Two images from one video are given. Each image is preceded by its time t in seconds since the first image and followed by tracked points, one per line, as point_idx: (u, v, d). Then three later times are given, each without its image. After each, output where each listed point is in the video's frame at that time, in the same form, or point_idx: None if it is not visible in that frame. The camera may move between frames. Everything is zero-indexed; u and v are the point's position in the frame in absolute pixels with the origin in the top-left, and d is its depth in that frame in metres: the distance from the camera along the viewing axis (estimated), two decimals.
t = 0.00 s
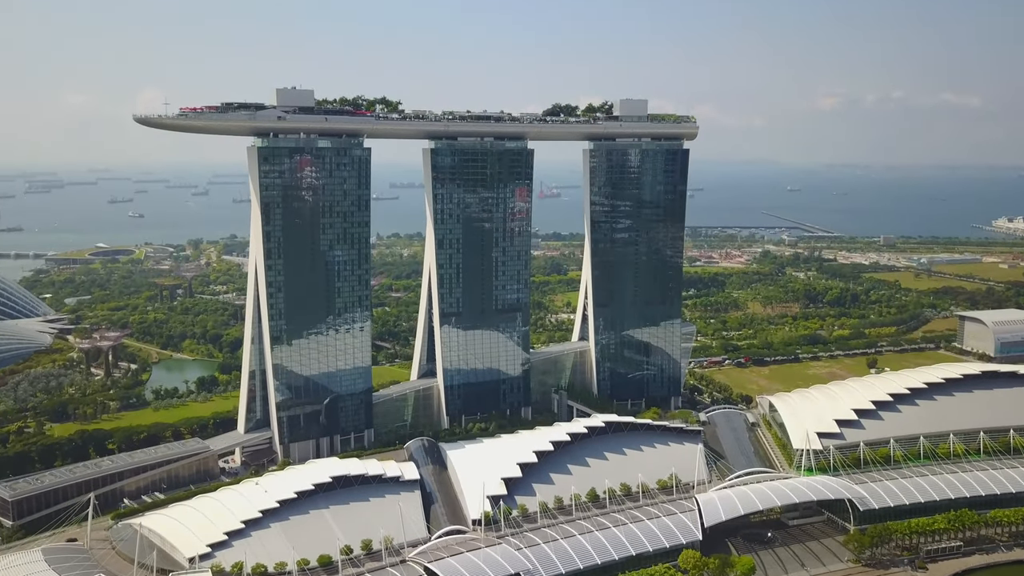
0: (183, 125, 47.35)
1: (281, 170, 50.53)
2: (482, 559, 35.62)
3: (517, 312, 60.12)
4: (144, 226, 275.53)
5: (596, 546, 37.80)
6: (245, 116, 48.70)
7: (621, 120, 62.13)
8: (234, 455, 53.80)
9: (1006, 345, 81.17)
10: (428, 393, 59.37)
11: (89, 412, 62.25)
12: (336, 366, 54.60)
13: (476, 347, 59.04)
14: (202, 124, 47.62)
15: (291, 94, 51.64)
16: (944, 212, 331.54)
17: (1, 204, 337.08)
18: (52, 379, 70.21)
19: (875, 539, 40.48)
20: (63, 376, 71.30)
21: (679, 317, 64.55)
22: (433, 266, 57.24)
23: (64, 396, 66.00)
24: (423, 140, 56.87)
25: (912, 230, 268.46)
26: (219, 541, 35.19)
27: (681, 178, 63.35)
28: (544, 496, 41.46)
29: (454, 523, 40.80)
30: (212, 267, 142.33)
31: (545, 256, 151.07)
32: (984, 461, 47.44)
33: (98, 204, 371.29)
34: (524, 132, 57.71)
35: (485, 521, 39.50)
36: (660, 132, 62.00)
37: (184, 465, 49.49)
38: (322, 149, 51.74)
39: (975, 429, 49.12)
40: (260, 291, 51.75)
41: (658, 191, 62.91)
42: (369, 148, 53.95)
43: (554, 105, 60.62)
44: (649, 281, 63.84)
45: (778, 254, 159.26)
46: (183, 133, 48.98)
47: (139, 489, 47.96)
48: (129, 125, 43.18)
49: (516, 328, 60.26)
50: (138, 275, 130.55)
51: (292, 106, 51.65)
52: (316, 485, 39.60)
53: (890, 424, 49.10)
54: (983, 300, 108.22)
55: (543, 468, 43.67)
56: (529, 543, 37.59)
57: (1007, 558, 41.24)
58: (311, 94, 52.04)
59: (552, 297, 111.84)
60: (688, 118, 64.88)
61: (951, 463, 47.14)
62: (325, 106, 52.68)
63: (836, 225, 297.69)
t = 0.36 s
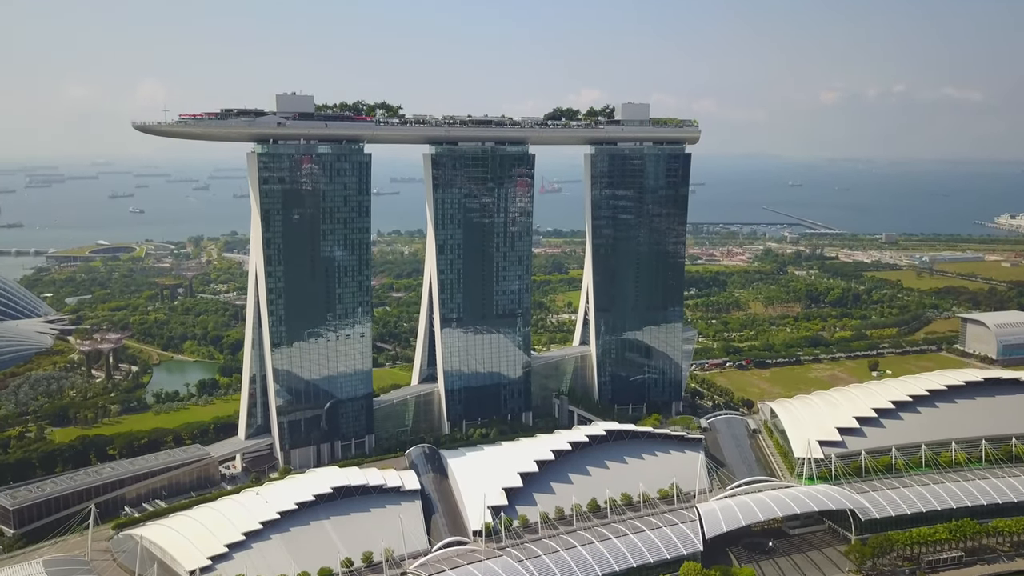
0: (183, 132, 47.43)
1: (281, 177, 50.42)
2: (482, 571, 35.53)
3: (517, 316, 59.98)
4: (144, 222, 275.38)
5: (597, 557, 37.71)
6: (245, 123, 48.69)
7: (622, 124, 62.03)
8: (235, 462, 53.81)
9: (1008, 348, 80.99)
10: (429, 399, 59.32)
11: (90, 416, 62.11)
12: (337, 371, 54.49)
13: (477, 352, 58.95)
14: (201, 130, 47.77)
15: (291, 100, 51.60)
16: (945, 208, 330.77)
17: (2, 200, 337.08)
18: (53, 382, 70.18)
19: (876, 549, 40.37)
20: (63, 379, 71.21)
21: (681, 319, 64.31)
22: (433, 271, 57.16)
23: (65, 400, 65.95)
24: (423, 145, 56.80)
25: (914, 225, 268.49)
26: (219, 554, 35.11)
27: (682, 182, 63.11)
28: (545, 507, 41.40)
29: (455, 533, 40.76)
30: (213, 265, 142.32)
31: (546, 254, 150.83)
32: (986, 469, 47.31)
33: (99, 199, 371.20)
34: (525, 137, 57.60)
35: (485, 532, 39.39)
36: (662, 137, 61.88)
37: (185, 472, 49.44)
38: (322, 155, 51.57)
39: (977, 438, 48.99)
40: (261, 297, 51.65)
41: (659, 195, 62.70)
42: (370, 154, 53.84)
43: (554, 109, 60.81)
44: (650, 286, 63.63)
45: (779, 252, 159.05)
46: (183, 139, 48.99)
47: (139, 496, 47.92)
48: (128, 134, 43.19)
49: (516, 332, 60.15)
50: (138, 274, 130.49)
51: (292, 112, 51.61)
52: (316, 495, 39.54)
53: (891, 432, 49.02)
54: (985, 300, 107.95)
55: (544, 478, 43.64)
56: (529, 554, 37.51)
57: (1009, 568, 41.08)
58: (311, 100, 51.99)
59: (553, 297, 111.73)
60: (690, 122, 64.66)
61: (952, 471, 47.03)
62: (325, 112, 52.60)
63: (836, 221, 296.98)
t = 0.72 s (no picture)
0: (181, 136, 47.05)
1: (280, 181, 49.96)
2: None
3: (518, 320, 59.55)
4: (145, 217, 274.77)
5: (599, 568, 37.29)
6: (244, 127, 48.32)
7: (625, 125, 61.60)
8: (234, 467, 53.50)
9: (1012, 348, 80.50)
10: (429, 403, 58.99)
11: (89, 419, 61.73)
12: (336, 376, 54.12)
13: (478, 356, 58.57)
14: (199, 134, 47.38)
15: (291, 104, 51.24)
16: (948, 202, 329.46)
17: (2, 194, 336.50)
18: (52, 384, 69.80)
19: (881, 559, 39.98)
20: (62, 381, 70.85)
21: (683, 320, 63.81)
22: (433, 274, 56.74)
23: (63, 402, 65.59)
24: (424, 147, 56.32)
25: (916, 219, 267.26)
26: (218, 567, 34.77)
27: (684, 185, 62.63)
28: (547, 517, 41.05)
29: (456, 543, 40.39)
30: (213, 261, 141.75)
31: (547, 251, 150.20)
32: (991, 476, 46.92)
33: (100, 193, 370.56)
34: (527, 139, 57.14)
35: (486, 544, 39.05)
36: (664, 138, 61.43)
37: (185, 478, 49.12)
38: (321, 159, 51.12)
39: (982, 444, 48.59)
40: (260, 302, 51.26)
41: (662, 198, 62.22)
42: (370, 157, 53.35)
43: (556, 111, 60.43)
44: (652, 288, 63.17)
45: (781, 249, 158.46)
46: (182, 143, 48.63)
47: (138, 503, 47.60)
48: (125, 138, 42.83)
49: (517, 335, 59.74)
50: (138, 271, 130.03)
51: (291, 115, 51.21)
52: (315, 505, 39.23)
53: (895, 438, 48.65)
54: (989, 299, 107.34)
55: (545, 487, 43.30)
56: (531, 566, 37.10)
57: None
58: (311, 103, 51.62)
59: (554, 295, 111.27)
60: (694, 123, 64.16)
61: (957, 478, 46.64)
62: (325, 116, 52.22)
63: (838, 215, 295.98)
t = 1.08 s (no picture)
0: (176, 139, 46.31)
1: (277, 184, 49.14)
2: None
3: (519, 322, 58.74)
4: (145, 209, 273.75)
5: None
6: (240, 130, 47.54)
7: (628, 126, 60.74)
8: (232, 474, 52.87)
9: (1019, 348, 79.66)
10: (430, 407, 58.30)
11: (86, 423, 61.08)
12: (335, 381, 53.39)
13: (478, 359, 57.82)
14: (194, 138, 46.63)
15: (289, 106, 50.48)
16: (951, 193, 327.91)
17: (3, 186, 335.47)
18: (49, 386, 69.14)
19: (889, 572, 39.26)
20: (59, 383, 70.19)
21: (687, 322, 62.97)
22: (433, 276, 55.99)
23: (59, 405, 64.93)
24: (424, 149, 55.51)
25: (919, 212, 265.72)
26: None
27: (689, 185, 61.58)
28: (549, 529, 40.35)
29: (456, 557, 39.77)
30: (213, 257, 140.93)
31: (549, 246, 149.26)
32: (1000, 484, 46.16)
33: (100, 185, 369.47)
34: (528, 140, 56.26)
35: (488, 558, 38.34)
36: (667, 139, 60.53)
37: (181, 486, 48.47)
38: (320, 161, 50.24)
39: (991, 452, 47.81)
40: (257, 306, 50.52)
41: (666, 198, 61.21)
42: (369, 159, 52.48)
43: (558, 111, 59.63)
44: (656, 291, 62.28)
45: (784, 243, 157.46)
46: (177, 147, 47.90)
47: (134, 512, 46.96)
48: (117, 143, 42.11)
49: (518, 338, 58.94)
50: (138, 267, 129.21)
51: (288, 117, 50.44)
52: (313, 518, 38.57)
53: (902, 446, 47.92)
54: (995, 295, 106.37)
55: (547, 498, 42.62)
56: None
57: None
58: (308, 106, 50.84)
59: (556, 292, 110.47)
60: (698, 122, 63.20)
61: (966, 487, 45.90)
62: (323, 119, 51.48)
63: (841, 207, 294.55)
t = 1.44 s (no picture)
0: (169, 141, 45.41)
1: (273, 185, 48.15)
2: None
3: (520, 324, 57.81)
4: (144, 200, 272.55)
5: None
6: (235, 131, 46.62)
7: (631, 124, 59.74)
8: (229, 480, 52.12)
9: None
10: (430, 410, 57.47)
11: (81, 426, 60.29)
12: (333, 385, 52.56)
13: (479, 361, 56.91)
14: (188, 140, 45.71)
15: (285, 107, 49.53)
16: (954, 184, 326.15)
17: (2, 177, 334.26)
18: (45, 387, 68.33)
19: None
20: (55, 383, 69.38)
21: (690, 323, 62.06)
22: (433, 278, 55.02)
23: (55, 407, 64.08)
24: (424, 149, 54.49)
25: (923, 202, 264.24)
26: None
27: (692, 184, 60.58)
28: (551, 542, 39.53)
29: (456, 570, 39.06)
30: (213, 250, 139.98)
31: (550, 239, 148.22)
32: (1010, 492, 45.32)
33: (100, 176, 368.28)
34: (529, 139, 55.23)
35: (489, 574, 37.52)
36: (671, 138, 59.55)
37: (177, 494, 47.75)
38: (316, 163, 49.25)
39: (1001, 459, 46.93)
40: (254, 310, 49.62)
41: (668, 198, 60.21)
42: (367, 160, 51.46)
43: (560, 110, 58.64)
44: (659, 293, 61.31)
45: (788, 236, 156.44)
46: (171, 149, 46.98)
47: (129, 520, 46.24)
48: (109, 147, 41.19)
49: (519, 339, 58.02)
50: (136, 261, 128.36)
51: (284, 118, 49.48)
52: (310, 531, 37.81)
53: (911, 453, 47.06)
54: (1001, 291, 105.36)
55: (549, 509, 41.80)
56: None
57: None
58: (305, 106, 49.87)
59: (558, 287, 109.56)
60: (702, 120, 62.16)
61: (975, 495, 45.08)
62: (321, 119, 50.51)
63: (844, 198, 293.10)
